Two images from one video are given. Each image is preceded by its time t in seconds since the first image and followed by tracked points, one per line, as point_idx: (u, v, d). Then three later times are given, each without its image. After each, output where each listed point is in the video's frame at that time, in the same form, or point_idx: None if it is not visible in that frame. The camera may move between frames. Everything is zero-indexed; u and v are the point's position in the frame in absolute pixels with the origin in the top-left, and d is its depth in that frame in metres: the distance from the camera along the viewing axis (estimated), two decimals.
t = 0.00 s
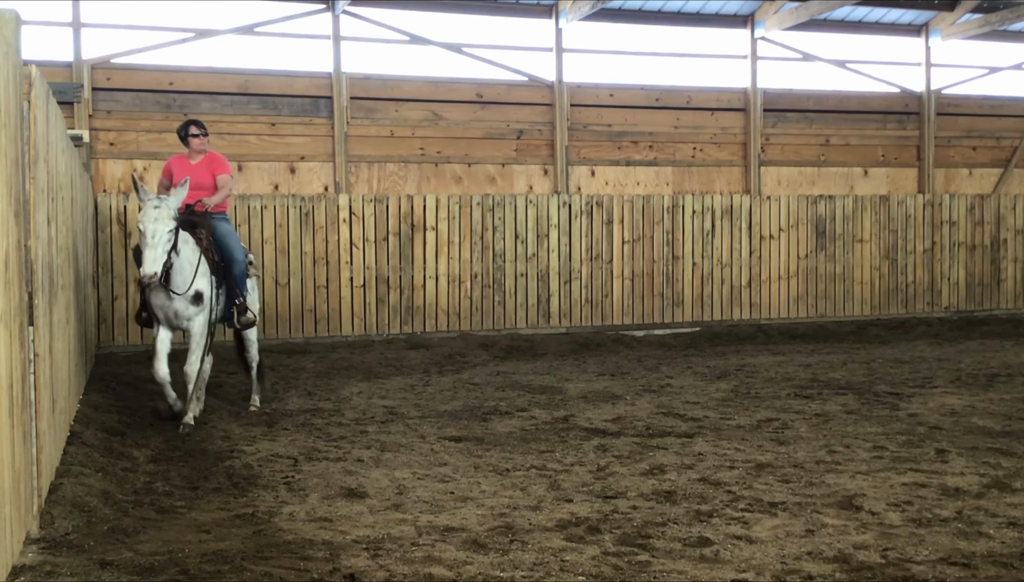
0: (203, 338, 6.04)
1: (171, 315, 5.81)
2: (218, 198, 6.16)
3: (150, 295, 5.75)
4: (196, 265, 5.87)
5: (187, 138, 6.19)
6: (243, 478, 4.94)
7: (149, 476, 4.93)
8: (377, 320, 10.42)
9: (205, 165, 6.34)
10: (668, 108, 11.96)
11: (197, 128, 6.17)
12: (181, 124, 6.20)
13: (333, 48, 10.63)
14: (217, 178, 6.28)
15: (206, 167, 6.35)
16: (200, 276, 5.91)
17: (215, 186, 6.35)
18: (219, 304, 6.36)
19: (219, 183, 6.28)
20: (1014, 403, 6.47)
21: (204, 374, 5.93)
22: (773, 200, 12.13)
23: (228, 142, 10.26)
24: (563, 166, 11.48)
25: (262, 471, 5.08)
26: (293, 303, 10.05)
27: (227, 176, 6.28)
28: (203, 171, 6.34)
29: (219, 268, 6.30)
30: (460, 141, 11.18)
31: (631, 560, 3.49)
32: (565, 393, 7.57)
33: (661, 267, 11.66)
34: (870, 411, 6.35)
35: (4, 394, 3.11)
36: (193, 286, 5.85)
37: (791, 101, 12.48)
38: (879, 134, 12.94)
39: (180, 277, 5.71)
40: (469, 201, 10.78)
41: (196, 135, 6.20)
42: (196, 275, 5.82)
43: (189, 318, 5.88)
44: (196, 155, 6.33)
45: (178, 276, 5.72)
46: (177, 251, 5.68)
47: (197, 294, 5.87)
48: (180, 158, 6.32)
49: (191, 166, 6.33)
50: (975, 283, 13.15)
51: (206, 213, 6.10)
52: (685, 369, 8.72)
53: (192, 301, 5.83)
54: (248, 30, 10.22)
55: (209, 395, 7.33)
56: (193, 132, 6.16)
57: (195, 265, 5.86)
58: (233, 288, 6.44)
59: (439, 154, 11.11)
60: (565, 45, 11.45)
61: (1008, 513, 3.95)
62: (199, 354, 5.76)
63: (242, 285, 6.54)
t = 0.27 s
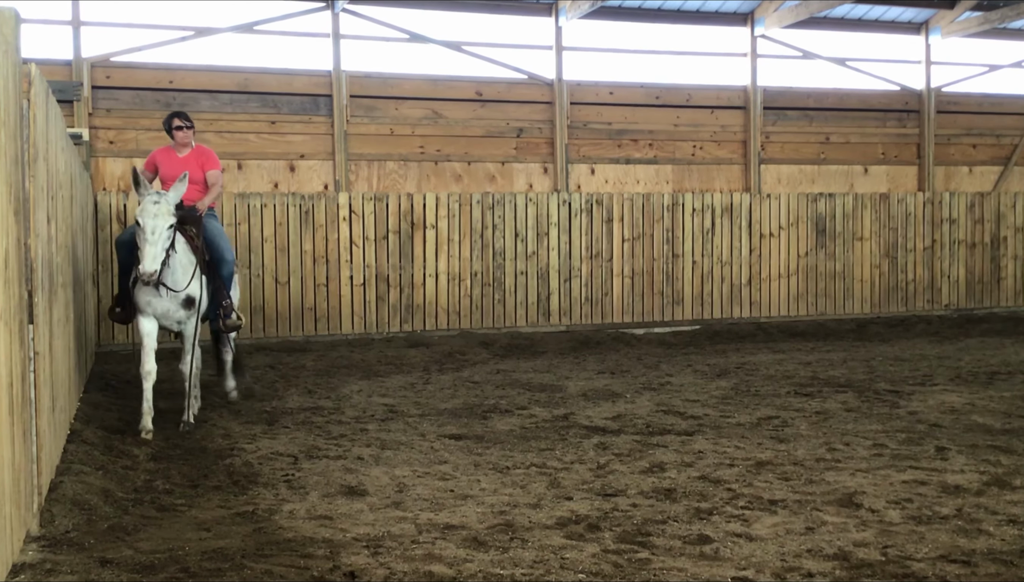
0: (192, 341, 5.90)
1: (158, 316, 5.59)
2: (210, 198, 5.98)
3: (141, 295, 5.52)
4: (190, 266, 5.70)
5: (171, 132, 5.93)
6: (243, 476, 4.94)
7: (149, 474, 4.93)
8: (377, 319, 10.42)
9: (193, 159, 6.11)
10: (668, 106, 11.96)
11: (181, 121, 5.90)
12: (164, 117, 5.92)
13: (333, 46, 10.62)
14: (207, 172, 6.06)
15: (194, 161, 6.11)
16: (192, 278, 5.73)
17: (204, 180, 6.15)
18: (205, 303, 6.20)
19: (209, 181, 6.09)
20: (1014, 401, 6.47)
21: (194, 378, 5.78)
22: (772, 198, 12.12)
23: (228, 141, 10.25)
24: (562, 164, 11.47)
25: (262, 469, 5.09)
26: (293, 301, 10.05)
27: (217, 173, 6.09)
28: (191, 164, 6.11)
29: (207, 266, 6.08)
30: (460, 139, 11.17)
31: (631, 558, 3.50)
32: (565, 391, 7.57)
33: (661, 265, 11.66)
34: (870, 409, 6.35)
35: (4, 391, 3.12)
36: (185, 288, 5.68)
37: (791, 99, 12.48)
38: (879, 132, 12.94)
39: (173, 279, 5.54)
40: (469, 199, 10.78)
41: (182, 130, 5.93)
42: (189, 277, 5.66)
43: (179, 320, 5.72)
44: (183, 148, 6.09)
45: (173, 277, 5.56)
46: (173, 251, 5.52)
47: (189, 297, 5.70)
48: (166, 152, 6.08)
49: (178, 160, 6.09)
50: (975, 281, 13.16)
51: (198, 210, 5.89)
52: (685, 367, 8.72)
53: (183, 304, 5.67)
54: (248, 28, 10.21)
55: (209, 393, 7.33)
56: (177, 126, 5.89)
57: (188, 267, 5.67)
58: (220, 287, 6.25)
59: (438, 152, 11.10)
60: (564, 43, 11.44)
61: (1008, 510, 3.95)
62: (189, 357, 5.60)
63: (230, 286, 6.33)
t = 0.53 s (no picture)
0: (187, 342, 5.76)
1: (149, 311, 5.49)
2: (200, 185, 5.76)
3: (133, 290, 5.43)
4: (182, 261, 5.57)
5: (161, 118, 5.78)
6: (244, 473, 4.95)
7: (150, 471, 4.94)
8: (378, 316, 10.42)
9: (184, 147, 5.94)
10: (668, 102, 11.95)
11: (170, 108, 5.75)
12: (155, 103, 5.79)
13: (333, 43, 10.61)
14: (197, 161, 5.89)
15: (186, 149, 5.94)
16: (184, 274, 5.59)
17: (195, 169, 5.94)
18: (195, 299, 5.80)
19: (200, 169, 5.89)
20: (1015, 397, 6.47)
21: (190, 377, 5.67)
22: (773, 194, 12.12)
23: (228, 138, 10.24)
24: (563, 161, 11.47)
25: (263, 466, 5.09)
26: (293, 299, 10.06)
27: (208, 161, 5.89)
28: (182, 153, 5.95)
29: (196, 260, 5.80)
30: (461, 136, 11.17)
31: (632, 554, 3.50)
32: (565, 388, 7.58)
33: (661, 261, 11.65)
34: (870, 406, 6.36)
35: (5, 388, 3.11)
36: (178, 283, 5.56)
37: (792, 95, 12.46)
38: (880, 128, 12.93)
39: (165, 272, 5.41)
40: (470, 196, 10.77)
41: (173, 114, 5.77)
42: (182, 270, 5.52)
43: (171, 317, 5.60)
44: (174, 136, 5.93)
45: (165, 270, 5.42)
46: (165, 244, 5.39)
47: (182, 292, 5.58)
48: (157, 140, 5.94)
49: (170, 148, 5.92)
50: (975, 278, 13.15)
51: (189, 200, 5.67)
52: (685, 364, 8.73)
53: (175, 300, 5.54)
54: (248, 25, 10.20)
55: (210, 390, 7.33)
56: (166, 112, 5.74)
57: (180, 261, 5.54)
58: (210, 282, 5.91)
59: (439, 149, 11.09)
60: (565, 40, 11.43)
61: (1009, 507, 3.95)
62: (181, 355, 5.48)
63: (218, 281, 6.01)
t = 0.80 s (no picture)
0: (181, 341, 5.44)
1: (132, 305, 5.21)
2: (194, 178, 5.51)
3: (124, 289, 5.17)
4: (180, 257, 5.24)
5: (151, 110, 5.54)
6: (244, 470, 4.95)
7: (151, 468, 4.94)
8: (378, 313, 10.42)
9: (175, 142, 5.70)
10: (669, 99, 11.94)
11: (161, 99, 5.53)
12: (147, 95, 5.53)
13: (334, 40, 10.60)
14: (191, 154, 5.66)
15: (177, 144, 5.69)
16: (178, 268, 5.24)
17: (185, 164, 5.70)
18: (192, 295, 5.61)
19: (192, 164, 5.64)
20: (1015, 394, 6.47)
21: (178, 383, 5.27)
22: (774, 191, 12.11)
23: (228, 135, 10.24)
24: (564, 157, 11.46)
25: (263, 463, 5.10)
26: (294, 296, 10.06)
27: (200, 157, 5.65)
28: (172, 147, 5.71)
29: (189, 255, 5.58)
30: (461, 133, 11.16)
31: (633, 551, 3.50)
32: (566, 385, 7.58)
33: (661, 258, 11.65)
34: (871, 402, 6.36)
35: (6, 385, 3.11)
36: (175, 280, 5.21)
37: (793, 92, 12.45)
38: (881, 125, 12.92)
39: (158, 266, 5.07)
40: (470, 193, 10.77)
41: (165, 106, 5.52)
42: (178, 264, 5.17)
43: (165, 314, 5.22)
44: (163, 130, 5.69)
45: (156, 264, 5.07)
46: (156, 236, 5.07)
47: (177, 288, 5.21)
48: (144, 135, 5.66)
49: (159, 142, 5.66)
50: (976, 275, 13.14)
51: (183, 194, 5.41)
52: (686, 361, 8.73)
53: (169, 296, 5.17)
54: (249, 22, 10.19)
55: (210, 387, 7.33)
56: (158, 103, 5.50)
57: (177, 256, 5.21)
58: (208, 275, 5.73)
59: (440, 146, 11.09)
60: (566, 37, 11.42)
61: (1009, 503, 3.95)
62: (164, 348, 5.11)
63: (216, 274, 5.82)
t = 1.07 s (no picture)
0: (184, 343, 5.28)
1: (135, 309, 5.01)
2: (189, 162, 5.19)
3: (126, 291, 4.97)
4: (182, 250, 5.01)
5: (145, 96, 5.30)
6: (245, 467, 4.96)
7: (151, 465, 4.94)
8: (379, 310, 10.43)
9: (170, 130, 5.41)
10: (669, 97, 11.94)
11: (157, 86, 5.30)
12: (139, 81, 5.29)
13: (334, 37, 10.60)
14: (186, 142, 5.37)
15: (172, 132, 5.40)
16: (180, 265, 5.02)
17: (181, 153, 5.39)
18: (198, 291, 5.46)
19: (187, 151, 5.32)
20: (1016, 392, 6.47)
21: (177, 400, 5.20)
22: (774, 189, 12.10)
23: (228, 132, 10.23)
24: (564, 155, 11.46)
25: (264, 460, 5.10)
26: (294, 293, 10.06)
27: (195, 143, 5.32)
28: (167, 136, 5.41)
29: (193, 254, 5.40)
30: (461, 131, 11.15)
31: (633, 549, 3.50)
32: (566, 382, 7.58)
33: (662, 256, 11.64)
34: (871, 400, 6.36)
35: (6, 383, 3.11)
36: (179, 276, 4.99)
37: (793, 89, 12.44)
38: (882, 122, 12.91)
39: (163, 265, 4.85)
40: (471, 190, 10.77)
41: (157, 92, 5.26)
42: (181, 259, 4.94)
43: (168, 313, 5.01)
44: (158, 118, 5.42)
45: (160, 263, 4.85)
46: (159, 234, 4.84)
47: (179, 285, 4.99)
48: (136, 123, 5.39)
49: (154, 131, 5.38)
50: (976, 272, 13.14)
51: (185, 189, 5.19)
52: (686, 359, 8.73)
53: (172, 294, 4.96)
54: (248, 19, 10.19)
55: (211, 385, 7.34)
56: (152, 89, 5.26)
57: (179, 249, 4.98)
58: (214, 270, 5.57)
59: (440, 144, 11.08)
60: (566, 34, 11.41)
61: (1009, 501, 3.96)
62: (163, 365, 5.00)
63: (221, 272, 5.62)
